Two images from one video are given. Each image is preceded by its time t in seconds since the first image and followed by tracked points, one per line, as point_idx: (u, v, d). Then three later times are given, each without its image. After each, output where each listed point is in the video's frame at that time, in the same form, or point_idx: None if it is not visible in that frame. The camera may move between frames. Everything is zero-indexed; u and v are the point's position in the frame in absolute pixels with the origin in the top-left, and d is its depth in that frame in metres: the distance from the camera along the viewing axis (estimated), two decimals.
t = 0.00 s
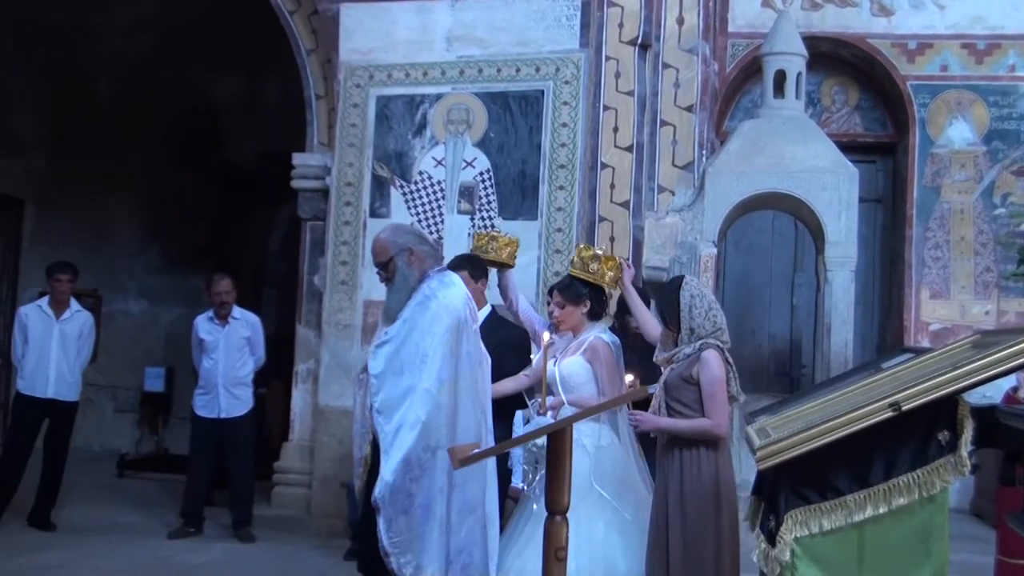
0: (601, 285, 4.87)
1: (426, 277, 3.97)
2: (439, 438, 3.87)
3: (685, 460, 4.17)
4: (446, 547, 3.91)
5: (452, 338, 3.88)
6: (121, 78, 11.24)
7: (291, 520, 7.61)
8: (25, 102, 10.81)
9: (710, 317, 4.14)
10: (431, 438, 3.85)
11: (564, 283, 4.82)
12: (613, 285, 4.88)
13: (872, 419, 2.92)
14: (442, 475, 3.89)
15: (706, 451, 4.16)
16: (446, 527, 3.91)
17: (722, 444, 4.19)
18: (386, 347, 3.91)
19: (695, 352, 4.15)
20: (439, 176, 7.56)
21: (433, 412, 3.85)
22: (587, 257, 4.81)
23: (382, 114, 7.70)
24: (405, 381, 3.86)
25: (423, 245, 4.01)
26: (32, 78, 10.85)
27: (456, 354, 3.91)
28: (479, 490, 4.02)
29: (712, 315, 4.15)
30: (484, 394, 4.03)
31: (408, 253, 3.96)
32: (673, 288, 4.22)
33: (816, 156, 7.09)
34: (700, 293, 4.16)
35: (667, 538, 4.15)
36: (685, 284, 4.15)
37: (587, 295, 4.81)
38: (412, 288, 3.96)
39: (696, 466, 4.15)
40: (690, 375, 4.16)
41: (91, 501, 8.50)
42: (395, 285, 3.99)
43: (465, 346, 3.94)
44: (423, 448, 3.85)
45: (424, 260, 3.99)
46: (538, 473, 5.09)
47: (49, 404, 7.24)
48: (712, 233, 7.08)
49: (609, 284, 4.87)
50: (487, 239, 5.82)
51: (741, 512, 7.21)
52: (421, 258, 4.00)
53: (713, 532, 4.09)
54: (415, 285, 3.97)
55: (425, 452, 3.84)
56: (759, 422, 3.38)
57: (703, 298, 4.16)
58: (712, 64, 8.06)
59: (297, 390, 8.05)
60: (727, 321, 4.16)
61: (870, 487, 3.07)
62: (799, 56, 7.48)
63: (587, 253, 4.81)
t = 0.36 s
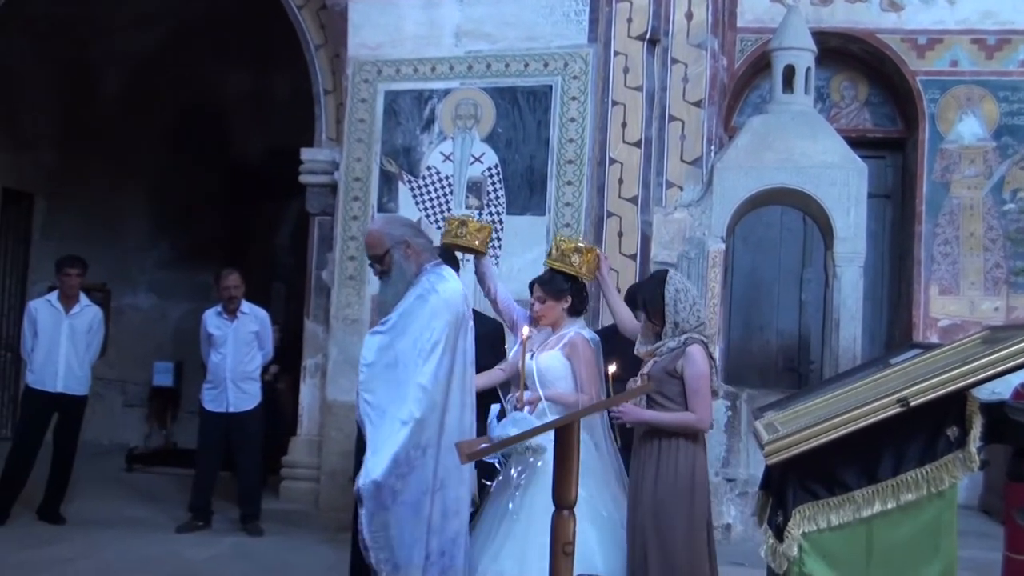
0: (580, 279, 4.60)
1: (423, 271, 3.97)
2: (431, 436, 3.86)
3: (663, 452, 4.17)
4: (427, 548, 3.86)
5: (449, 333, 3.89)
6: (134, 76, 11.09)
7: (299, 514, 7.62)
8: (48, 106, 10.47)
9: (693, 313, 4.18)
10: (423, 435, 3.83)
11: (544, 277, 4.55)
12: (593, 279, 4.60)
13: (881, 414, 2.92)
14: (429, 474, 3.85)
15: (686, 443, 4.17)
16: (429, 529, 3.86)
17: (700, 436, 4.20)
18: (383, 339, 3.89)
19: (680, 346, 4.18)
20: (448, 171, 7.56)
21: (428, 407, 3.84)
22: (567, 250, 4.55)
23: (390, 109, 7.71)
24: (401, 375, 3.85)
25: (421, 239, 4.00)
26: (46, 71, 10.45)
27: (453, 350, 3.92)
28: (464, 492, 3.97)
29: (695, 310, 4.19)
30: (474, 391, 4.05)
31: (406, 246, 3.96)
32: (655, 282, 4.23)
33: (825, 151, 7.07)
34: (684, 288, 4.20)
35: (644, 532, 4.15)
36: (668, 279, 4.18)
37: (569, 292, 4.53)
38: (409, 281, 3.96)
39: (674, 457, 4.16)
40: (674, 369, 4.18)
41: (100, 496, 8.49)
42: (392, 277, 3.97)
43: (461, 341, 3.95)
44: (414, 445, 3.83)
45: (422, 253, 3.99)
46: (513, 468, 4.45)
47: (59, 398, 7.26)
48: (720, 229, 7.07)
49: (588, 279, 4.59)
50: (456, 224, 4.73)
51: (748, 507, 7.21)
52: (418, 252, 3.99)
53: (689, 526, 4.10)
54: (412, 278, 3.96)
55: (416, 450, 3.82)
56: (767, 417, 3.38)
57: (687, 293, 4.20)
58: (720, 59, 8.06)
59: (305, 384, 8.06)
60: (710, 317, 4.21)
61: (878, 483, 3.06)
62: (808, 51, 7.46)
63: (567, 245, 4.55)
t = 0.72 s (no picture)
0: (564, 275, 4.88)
1: (423, 265, 3.90)
2: (444, 432, 3.84)
3: (653, 446, 4.21)
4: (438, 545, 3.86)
5: (456, 327, 3.86)
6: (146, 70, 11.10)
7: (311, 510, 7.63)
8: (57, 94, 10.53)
9: (680, 306, 4.23)
10: (436, 432, 3.80)
11: (531, 271, 4.82)
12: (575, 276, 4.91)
13: (893, 409, 2.91)
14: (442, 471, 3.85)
15: (677, 438, 4.22)
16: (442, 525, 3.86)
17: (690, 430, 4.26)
18: (389, 337, 3.80)
19: (671, 340, 4.21)
20: (458, 166, 7.55)
21: (440, 404, 3.80)
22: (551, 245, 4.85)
23: (401, 105, 7.71)
24: (412, 373, 3.78)
25: (418, 232, 3.93)
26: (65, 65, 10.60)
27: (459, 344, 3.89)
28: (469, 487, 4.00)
29: (684, 304, 4.24)
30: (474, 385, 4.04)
31: (405, 239, 3.88)
32: (644, 276, 4.26)
33: (837, 145, 7.06)
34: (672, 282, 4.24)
35: (632, 527, 4.18)
36: (659, 272, 4.21)
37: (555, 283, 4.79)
38: (411, 275, 3.88)
39: (665, 452, 4.20)
40: (664, 362, 4.20)
41: (113, 491, 8.52)
42: (392, 272, 3.88)
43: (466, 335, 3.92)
44: (428, 442, 3.78)
45: (420, 247, 3.92)
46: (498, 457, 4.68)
47: (71, 394, 7.28)
48: (730, 222, 7.15)
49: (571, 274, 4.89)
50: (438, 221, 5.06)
51: (759, 502, 7.19)
52: (416, 246, 3.92)
53: (676, 524, 4.14)
54: (413, 272, 3.89)
55: (430, 447, 3.79)
56: (780, 411, 3.38)
57: (675, 287, 4.24)
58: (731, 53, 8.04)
59: (316, 380, 8.08)
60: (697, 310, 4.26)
61: (889, 478, 3.06)
62: (819, 45, 7.42)
63: (551, 241, 4.85)
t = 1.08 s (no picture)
0: (555, 267, 4.76)
1: (408, 261, 3.72)
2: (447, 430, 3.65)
3: (642, 444, 4.18)
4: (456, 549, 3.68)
5: (450, 322, 3.67)
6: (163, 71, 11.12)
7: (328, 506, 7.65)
8: (77, 95, 10.54)
9: (672, 299, 4.18)
10: (439, 431, 3.61)
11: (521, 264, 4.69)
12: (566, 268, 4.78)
13: (912, 403, 2.90)
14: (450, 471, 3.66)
15: (666, 432, 4.17)
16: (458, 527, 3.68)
17: (681, 425, 4.20)
18: (379, 338, 3.61)
19: (662, 333, 4.17)
20: (473, 163, 7.54)
21: (440, 402, 3.61)
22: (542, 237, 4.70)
23: (415, 102, 7.72)
24: (407, 373, 3.59)
25: (400, 228, 3.75)
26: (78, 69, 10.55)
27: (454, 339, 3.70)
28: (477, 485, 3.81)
29: (677, 298, 4.20)
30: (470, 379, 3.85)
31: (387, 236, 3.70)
32: (639, 268, 4.23)
33: (853, 139, 7.05)
34: (668, 276, 4.20)
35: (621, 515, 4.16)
36: (653, 264, 4.19)
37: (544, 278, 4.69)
38: (396, 273, 3.70)
39: (654, 449, 4.17)
40: (655, 356, 4.16)
41: (132, 489, 8.56)
42: (377, 271, 3.69)
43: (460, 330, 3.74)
44: (433, 443, 3.60)
45: (402, 243, 3.74)
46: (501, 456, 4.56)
47: (90, 392, 7.32)
48: (746, 217, 7.15)
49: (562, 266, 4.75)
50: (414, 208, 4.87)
51: (777, 498, 7.18)
52: (399, 242, 3.74)
53: (667, 515, 4.11)
54: (398, 269, 3.70)
55: (435, 447, 3.60)
56: (797, 406, 3.37)
57: (670, 280, 4.20)
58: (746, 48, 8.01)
59: (333, 377, 8.09)
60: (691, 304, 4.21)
61: (907, 473, 3.05)
62: (835, 38, 7.41)
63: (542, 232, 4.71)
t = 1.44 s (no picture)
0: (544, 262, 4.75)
1: (383, 252, 3.78)
2: (434, 414, 3.70)
3: (631, 443, 4.14)
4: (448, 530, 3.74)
5: (428, 308, 3.73)
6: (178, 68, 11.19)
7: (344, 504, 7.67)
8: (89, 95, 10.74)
9: (662, 297, 4.17)
10: (423, 415, 3.67)
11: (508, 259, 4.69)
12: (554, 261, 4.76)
13: (926, 398, 2.90)
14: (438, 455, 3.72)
15: (654, 430, 4.15)
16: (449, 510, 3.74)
17: (668, 424, 4.19)
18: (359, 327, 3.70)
19: (651, 330, 4.16)
20: (487, 160, 7.55)
21: (423, 387, 3.67)
22: (531, 233, 4.69)
23: (429, 100, 7.72)
24: (388, 359, 3.67)
25: (374, 220, 3.81)
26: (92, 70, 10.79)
27: (433, 325, 3.75)
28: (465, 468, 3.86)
29: (667, 296, 4.19)
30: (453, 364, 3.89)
31: (361, 228, 3.76)
32: (631, 263, 4.23)
33: (868, 134, 7.01)
34: (659, 273, 4.20)
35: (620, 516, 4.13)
36: (644, 259, 4.19)
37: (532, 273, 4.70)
38: (372, 263, 3.76)
39: (643, 448, 4.13)
40: (644, 352, 4.17)
41: (149, 487, 8.61)
42: (352, 263, 3.75)
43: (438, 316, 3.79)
44: (418, 427, 3.66)
45: (376, 234, 3.80)
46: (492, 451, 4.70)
47: (106, 391, 7.37)
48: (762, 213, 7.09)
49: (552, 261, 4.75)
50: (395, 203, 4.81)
51: (793, 494, 7.18)
52: (373, 235, 3.80)
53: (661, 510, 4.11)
54: (373, 260, 3.76)
55: (421, 431, 3.66)
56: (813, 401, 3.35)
57: (660, 277, 4.19)
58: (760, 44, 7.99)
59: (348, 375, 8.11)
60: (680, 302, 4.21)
61: (924, 468, 3.04)
62: (849, 33, 7.39)
63: (530, 228, 4.69)
